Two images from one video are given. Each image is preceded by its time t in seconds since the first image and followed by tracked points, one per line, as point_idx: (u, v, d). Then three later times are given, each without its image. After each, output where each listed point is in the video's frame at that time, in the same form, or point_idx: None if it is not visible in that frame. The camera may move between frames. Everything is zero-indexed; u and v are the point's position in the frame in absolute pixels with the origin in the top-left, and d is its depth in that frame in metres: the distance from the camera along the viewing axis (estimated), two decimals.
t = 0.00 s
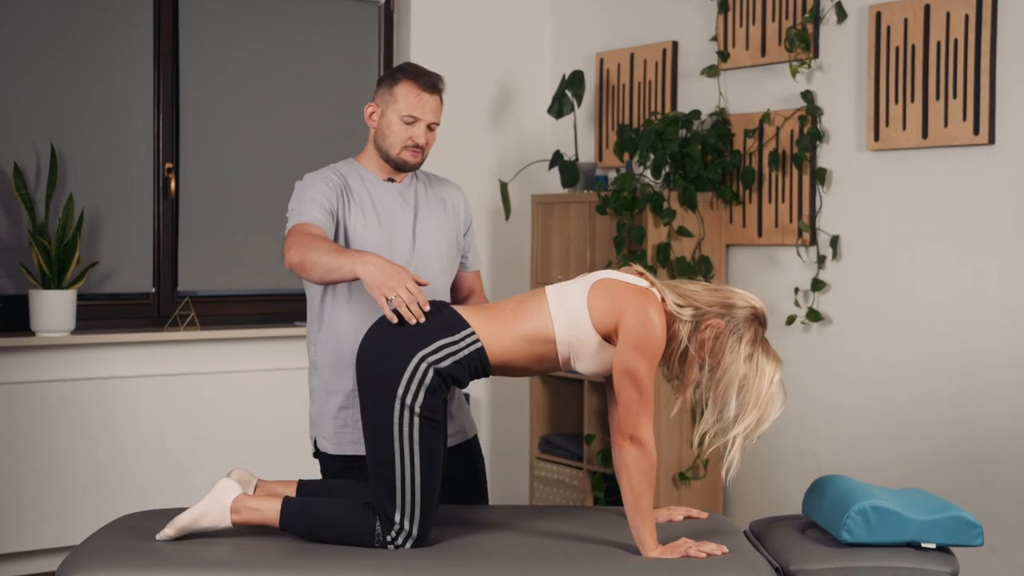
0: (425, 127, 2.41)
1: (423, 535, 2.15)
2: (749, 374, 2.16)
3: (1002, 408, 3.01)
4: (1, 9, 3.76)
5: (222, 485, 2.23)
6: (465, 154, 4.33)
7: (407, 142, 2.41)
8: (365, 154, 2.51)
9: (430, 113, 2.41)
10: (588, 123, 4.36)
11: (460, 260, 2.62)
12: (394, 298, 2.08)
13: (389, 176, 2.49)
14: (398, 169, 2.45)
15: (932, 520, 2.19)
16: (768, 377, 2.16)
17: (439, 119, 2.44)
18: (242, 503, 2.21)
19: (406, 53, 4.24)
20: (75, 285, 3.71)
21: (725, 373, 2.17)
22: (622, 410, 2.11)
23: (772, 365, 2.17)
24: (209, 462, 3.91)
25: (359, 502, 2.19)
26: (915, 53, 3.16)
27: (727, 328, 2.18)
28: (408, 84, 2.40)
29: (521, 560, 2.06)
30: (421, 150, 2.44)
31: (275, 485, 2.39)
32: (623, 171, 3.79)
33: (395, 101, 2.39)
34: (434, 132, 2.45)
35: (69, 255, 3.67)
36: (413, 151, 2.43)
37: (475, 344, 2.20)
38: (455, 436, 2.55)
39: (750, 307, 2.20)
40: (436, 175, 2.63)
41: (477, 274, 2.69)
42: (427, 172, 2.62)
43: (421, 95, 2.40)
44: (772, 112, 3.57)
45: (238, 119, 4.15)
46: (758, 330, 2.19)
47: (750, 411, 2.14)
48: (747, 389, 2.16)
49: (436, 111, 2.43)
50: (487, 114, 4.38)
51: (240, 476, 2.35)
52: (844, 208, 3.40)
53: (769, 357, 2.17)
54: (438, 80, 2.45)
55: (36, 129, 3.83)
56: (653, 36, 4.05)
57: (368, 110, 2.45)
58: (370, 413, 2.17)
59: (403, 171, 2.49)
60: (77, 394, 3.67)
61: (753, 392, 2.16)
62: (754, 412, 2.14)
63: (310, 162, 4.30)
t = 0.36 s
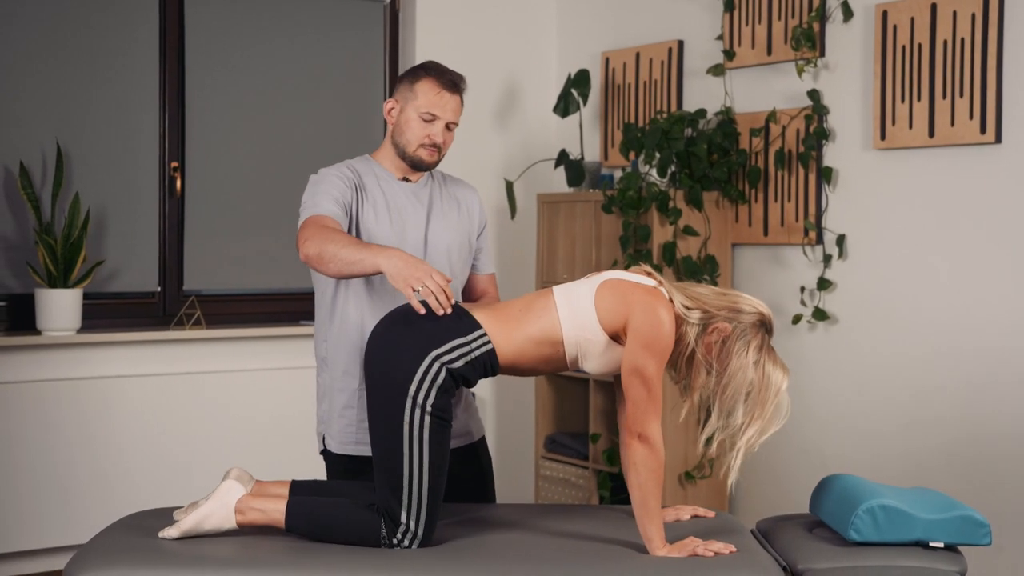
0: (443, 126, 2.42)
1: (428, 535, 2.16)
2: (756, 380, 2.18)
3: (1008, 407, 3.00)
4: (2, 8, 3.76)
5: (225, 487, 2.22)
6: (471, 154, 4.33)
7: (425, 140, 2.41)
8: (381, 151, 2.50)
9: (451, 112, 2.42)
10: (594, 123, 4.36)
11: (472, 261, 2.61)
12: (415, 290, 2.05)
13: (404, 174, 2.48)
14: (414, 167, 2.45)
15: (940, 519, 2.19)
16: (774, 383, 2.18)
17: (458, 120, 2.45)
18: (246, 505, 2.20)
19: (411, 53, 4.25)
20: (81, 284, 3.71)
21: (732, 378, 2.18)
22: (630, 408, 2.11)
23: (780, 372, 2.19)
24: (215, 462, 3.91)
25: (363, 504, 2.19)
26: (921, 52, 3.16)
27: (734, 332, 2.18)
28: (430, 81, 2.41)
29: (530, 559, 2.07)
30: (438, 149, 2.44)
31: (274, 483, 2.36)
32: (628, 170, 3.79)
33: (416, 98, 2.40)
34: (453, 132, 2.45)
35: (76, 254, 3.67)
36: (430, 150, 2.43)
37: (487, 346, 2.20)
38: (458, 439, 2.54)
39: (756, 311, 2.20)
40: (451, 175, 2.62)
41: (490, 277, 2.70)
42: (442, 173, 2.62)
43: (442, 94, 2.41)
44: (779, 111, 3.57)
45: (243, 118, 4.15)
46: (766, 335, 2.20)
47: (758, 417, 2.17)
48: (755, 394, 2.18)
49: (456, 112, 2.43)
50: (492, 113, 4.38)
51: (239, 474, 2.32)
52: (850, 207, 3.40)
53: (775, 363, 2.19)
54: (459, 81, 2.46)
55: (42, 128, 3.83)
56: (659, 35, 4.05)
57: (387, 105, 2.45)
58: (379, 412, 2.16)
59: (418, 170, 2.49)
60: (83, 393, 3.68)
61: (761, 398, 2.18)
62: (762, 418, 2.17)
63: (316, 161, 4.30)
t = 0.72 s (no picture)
0: (448, 131, 2.40)
1: (433, 531, 2.14)
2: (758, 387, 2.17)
3: (1015, 407, 2.99)
4: (2, 9, 3.75)
5: (230, 486, 2.22)
6: (475, 154, 4.33)
7: (429, 145, 2.40)
8: (385, 152, 2.49)
9: (456, 117, 2.40)
10: (599, 123, 4.36)
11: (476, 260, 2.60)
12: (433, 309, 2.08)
13: (407, 176, 2.47)
14: (417, 170, 2.44)
15: (947, 519, 2.19)
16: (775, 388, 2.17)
17: (463, 125, 2.43)
18: (253, 503, 2.20)
19: (416, 52, 4.24)
20: (86, 284, 3.71)
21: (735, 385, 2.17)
22: (617, 412, 2.10)
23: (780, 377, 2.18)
24: (220, 461, 3.91)
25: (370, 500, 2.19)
26: (927, 52, 3.16)
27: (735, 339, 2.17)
28: (437, 85, 2.39)
29: (536, 558, 2.06)
30: (442, 154, 2.43)
31: (280, 481, 2.36)
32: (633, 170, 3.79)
33: (421, 102, 2.39)
34: (458, 138, 2.44)
35: (80, 254, 3.67)
36: (434, 155, 2.42)
37: (480, 342, 2.20)
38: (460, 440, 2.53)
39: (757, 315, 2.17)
40: (456, 175, 2.61)
41: (495, 277, 2.69)
42: (448, 172, 2.61)
43: (448, 99, 2.39)
44: (784, 111, 3.56)
45: (247, 118, 4.15)
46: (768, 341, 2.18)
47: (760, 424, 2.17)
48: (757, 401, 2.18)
49: (462, 116, 2.42)
50: (497, 113, 4.38)
51: (245, 473, 2.32)
52: (856, 207, 3.39)
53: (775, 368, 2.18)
54: (466, 85, 2.44)
55: (46, 128, 3.83)
56: (664, 35, 4.05)
57: (392, 107, 2.44)
58: (378, 407, 2.17)
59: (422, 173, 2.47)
60: (88, 392, 3.68)
61: (762, 405, 2.17)
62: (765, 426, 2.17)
63: (321, 161, 4.30)
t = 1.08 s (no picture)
0: (447, 131, 2.40)
1: (434, 531, 2.15)
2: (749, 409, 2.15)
3: (1016, 407, 2.99)
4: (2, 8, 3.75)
5: (230, 486, 2.22)
6: (476, 153, 4.33)
7: (428, 144, 2.40)
8: (383, 151, 2.48)
9: (455, 117, 2.40)
10: (599, 122, 4.36)
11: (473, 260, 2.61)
12: (447, 296, 2.07)
13: (406, 176, 2.47)
14: (416, 170, 2.44)
15: (949, 519, 2.18)
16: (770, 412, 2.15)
17: (461, 124, 2.43)
18: (253, 503, 2.20)
19: (417, 51, 4.24)
20: (86, 284, 3.71)
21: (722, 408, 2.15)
22: (622, 410, 2.08)
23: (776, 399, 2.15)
24: (220, 460, 3.91)
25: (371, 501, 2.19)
26: (929, 51, 3.15)
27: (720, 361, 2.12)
28: (436, 84, 2.39)
29: (536, 558, 2.06)
30: (441, 154, 2.42)
31: (280, 481, 2.36)
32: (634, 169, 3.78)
33: (421, 101, 2.38)
34: (456, 137, 2.44)
35: (80, 254, 3.67)
36: (432, 154, 2.42)
37: (484, 342, 2.20)
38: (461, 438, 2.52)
39: (741, 331, 2.14)
40: (452, 174, 2.61)
41: (491, 277, 2.69)
42: (444, 172, 2.61)
43: (448, 99, 2.39)
44: (785, 110, 3.56)
45: (248, 117, 4.15)
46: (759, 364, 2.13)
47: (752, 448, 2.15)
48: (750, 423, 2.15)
49: (461, 116, 2.42)
50: (498, 112, 4.38)
51: (244, 473, 2.32)
52: (857, 206, 3.39)
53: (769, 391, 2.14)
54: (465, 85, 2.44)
55: (47, 128, 3.83)
56: (665, 34, 4.04)
57: (391, 106, 2.43)
58: (380, 407, 2.17)
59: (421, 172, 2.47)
60: (88, 392, 3.68)
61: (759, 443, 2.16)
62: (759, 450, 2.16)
63: (321, 160, 4.30)
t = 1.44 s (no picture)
0: (438, 133, 2.39)
1: (433, 532, 2.15)
2: (749, 409, 2.12)
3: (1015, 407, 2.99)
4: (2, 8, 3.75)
5: (228, 486, 2.22)
6: (475, 153, 4.33)
7: (420, 148, 2.40)
8: (375, 153, 2.48)
9: (445, 119, 2.39)
10: (599, 122, 4.36)
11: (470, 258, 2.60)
12: (443, 264, 2.09)
13: (399, 177, 2.46)
14: (409, 173, 2.43)
15: (948, 518, 2.18)
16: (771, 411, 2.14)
17: (452, 126, 2.42)
18: (251, 503, 2.20)
19: (416, 52, 4.24)
20: (86, 284, 3.71)
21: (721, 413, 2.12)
22: (628, 409, 2.07)
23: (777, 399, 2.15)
24: (220, 460, 3.91)
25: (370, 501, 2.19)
26: (928, 51, 3.15)
27: (721, 364, 2.11)
28: (425, 88, 2.38)
29: (535, 558, 2.06)
30: (431, 155, 2.42)
31: (279, 481, 2.36)
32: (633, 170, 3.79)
33: (410, 105, 2.37)
34: (447, 138, 2.43)
35: (80, 254, 3.67)
36: (423, 157, 2.41)
37: (484, 348, 2.19)
38: (461, 438, 2.52)
39: (741, 333, 2.13)
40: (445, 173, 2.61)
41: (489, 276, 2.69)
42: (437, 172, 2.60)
43: (437, 101, 2.38)
44: (784, 110, 3.56)
45: (247, 117, 4.15)
46: (758, 362, 2.13)
47: (756, 450, 2.13)
48: (750, 424, 2.13)
49: (451, 118, 2.41)
50: (498, 112, 4.38)
51: (243, 474, 2.33)
52: (856, 207, 3.39)
53: (768, 391, 2.14)
54: (454, 86, 2.43)
55: (47, 128, 3.83)
56: (664, 34, 4.05)
57: (382, 109, 2.43)
58: (380, 408, 2.17)
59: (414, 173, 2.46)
60: (88, 392, 3.68)
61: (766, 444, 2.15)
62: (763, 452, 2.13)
63: (321, 161, 4.30)
